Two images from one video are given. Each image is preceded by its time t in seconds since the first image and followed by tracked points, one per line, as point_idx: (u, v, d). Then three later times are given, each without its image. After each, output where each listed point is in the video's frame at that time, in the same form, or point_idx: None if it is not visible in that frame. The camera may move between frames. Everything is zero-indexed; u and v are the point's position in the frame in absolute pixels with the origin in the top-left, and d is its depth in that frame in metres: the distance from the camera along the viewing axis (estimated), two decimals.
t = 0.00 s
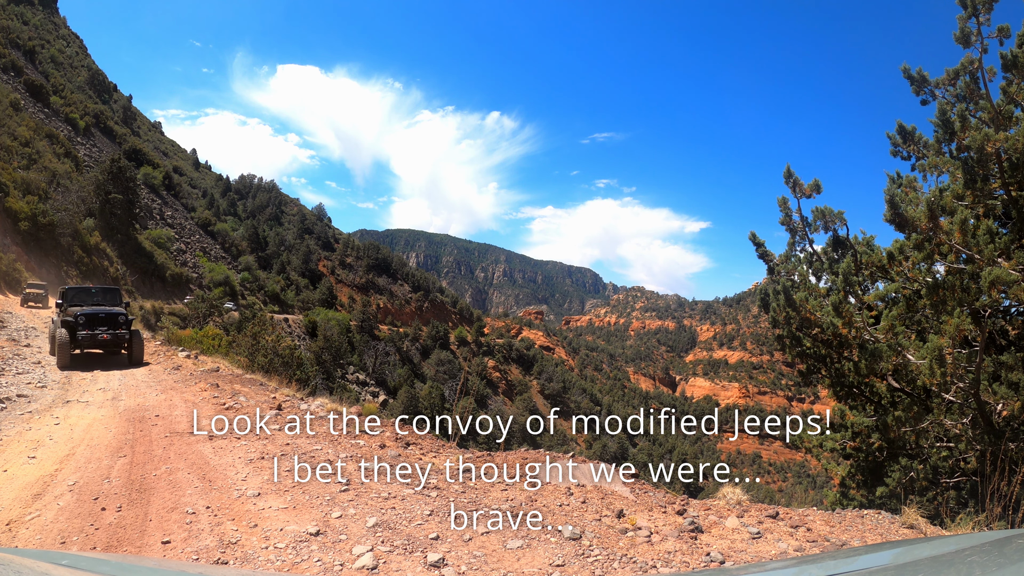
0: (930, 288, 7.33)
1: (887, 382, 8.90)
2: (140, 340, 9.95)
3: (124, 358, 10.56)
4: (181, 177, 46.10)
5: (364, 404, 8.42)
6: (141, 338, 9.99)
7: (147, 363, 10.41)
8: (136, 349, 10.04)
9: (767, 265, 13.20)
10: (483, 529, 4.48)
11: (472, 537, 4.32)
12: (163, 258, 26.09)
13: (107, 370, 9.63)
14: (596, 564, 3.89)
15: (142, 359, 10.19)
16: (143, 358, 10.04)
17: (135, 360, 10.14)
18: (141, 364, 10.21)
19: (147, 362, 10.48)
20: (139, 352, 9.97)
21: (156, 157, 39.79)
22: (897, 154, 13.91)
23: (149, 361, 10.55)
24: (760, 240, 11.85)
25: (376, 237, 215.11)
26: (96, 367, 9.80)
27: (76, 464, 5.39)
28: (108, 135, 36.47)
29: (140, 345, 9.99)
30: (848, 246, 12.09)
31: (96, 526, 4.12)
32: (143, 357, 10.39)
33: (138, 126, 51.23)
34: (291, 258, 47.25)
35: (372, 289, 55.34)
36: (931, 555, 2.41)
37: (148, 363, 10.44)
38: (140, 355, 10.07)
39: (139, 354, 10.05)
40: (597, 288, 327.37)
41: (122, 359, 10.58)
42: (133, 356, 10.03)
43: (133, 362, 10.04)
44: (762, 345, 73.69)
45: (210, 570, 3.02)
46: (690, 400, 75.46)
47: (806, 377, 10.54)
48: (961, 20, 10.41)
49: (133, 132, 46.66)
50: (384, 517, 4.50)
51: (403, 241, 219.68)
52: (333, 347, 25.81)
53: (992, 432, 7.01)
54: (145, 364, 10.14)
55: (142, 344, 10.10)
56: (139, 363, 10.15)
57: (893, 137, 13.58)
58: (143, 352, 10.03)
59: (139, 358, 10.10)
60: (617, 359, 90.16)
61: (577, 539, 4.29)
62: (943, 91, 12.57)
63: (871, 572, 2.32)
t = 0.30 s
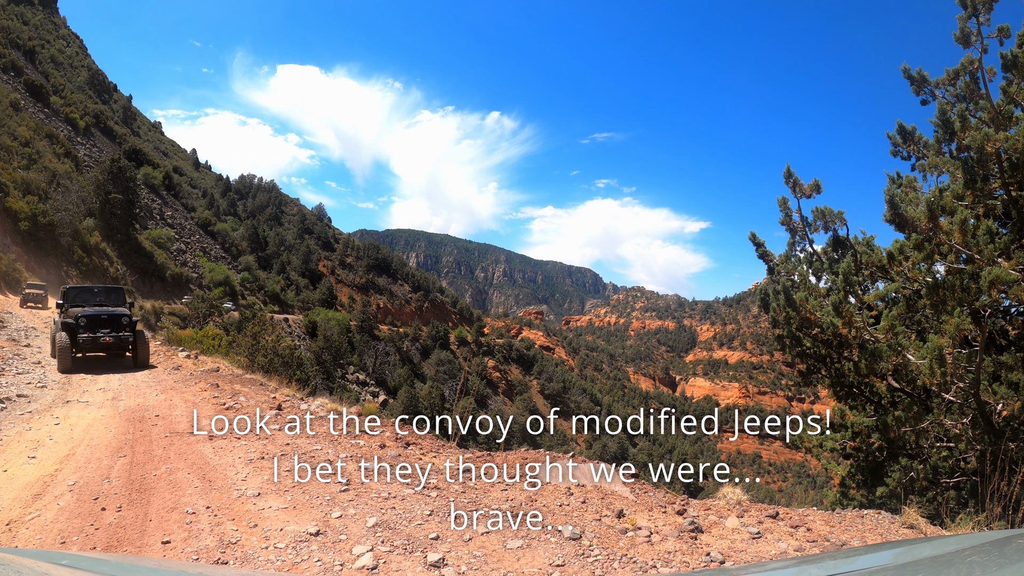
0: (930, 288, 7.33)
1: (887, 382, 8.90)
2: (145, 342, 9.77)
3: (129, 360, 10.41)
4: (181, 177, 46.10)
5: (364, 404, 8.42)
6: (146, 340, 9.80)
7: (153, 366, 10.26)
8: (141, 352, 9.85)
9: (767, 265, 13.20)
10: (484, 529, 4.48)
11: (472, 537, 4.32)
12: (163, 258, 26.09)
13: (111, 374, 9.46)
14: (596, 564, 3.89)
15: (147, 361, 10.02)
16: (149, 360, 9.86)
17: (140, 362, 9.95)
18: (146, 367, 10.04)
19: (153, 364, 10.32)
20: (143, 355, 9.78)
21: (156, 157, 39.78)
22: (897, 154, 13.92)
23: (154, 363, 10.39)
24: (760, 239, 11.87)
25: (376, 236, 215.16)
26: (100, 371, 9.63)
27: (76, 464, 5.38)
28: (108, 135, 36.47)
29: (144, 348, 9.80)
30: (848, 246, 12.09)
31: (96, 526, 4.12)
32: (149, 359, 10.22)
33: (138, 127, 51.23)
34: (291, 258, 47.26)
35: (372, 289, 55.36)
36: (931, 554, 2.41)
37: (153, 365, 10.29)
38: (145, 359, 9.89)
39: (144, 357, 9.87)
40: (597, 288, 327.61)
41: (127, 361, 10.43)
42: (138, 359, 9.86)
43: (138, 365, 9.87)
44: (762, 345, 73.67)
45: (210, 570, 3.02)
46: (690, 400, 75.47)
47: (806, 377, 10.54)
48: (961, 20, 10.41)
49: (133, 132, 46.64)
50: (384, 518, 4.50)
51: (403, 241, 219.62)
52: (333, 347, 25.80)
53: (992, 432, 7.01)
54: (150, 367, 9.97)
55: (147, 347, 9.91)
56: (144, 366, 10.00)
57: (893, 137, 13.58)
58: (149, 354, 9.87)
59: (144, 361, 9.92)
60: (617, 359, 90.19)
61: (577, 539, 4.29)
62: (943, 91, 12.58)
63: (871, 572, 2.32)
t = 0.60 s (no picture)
0: (931, 288, 7.33)
1: (887, 382, 8.91)
2: (150, 343, 9.56)
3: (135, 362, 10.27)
4: (181, 177, 46.12)
5: (364, 404, 8.42)
6: (151, 341, 9.60)
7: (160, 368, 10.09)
8: (146, 353, 9.67)
9: (767, 265, 13.21)
10: (484, 529, 4.48)
11: (472, 537, 4.32)
12: (163, 258, 26.10)
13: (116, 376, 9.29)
14: (596, 564, 3.89)
15: (153, 364, 9.81)
16: (155, 363, 9.67)
17: (145, 365, 9.71)
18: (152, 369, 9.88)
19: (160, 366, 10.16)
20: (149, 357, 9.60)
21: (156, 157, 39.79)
22: (897, 154, 13.93)
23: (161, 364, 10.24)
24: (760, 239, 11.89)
25: (376, 237, 215.13)
26: (104, 374, 9.47)
27: (76, 464, 5.39)
28: (108, 135, 36.48)
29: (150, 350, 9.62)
30: (848, 246, 12.10)
31: (95, 526, 4.12)
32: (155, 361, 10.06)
33: (138, 127, 51.24)
34: (291, 258, 47.29)
35: (372, 289, 55.37)
36: (931, 555, 2.41)
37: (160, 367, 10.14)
38: (151, 360, 9.71)
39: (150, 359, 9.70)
40: (597, 288, 328.01)
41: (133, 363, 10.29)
42: (144, 361, 9.69)
43: (144, 368, 9.70)
44: (762, 345, 73.60)
45: (210, 570, 3.02)
46: (690, 400, 75.50)
47: (806, 377, 10.55)
48: (961, 20, 10.41)
49: (133, 132, 46.65)
50: (384, 517, 4.50)
51: (403, 241, 219.73)
52: (333, 347, 25.81)
53: (992, 432, 7.01)
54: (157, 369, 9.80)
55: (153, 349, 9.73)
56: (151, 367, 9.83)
57: (893, 137, 13.60)
58: (155, 355, 9.66)
59: (150, 363, 9.69)
60: (617, 359, 90.21)
61: (577, 539, 4.29)
62: (943, 91, 12.58)
63: (871, 572, 2.32)
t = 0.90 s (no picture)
0: (931, 288, 7.33)
1: (887, 382, 8.90)
2: (153, 343, 9.34)
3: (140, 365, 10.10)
4: (181, 177, 46.11)
5: (364, 404, 8.43)
6: (155, 341, 9.41)
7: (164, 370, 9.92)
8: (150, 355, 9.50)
9: (767, 265, 13.21)
10: (483, 529, 4.48)
11: (472, 537, 4.32)
12: (163, 258, 26.10)
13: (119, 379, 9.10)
14: (596, 564, 3.89)
15: (157, 366, 9.56)
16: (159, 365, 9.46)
17: (150, 367, 9.49)
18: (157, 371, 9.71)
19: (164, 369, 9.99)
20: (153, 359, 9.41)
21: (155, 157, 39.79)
22: (897, 154, 13.93)
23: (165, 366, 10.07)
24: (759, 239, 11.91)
25: (376, 237, 215.16)
26: (108, 377, 9.27)
27: (76, 464, 5.39)
28: (108, 135, 36.47)
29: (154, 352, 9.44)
30: (848, 246, 12.11)
31: (96, 526, 4.12)
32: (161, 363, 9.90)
33: (138, 127, 51.24)
34: (291, 258, 47.31)
35: (372, 289, 55.34)
36: (931, 554, 2.41)
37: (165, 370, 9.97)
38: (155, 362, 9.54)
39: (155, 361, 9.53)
40: (597, 288, 328.06)
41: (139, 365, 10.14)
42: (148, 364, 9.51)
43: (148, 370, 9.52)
44: (762, 345, 73.50)
45: (210, 570, 3.02)
46: (690, 400, 75.51)
47: (806, 377, 10.54)
48: (961, 20, 10.41)
49: (133, 132, 46.64)
50: (384, 517, 4.50)
51: (403, 241, 219.74)
52: (333, 347, 25.80)
53: (993, 432, 7.01)
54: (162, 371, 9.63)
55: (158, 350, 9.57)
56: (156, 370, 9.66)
57: (893, 137, 13.60)
58: (159, 357, 9.43)
59: (154, 365, 9.46)
60: (617, 359, 90.17)
61: (577, 539, 4.29)
62: (943, 91, 12.58)
63: (871, 572, 2.32)
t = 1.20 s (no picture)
0: (931, 288, 7.32)
1: (887, 382, 8.91)
2: (156, 345, 9.22)
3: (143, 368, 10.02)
4: (180, 177, 46.10)
5: (364, 404, 8.43)
6: (158, 342, 9.29)
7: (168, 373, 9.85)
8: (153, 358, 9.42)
9: (767, 265, 13.23)
10: (484, 529, 4.48)
11: (472, 537, 4.32)
12: (163, 258, 26.11)
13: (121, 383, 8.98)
14: (596, 564, 3.89)
15: (162, 369, 9.46)
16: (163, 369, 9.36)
17: (153, 371, 9.38)
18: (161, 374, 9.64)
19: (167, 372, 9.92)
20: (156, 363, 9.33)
21: (155, 157, 39.79)
22: (897, 154, 13.92)
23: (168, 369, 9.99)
24: (759, 239, 11.91)
25: (377, 237, 215.17)
26: (109, 381, 9.15)
27: (76, 463, 5.39)
28: (108, 135, 36.48)
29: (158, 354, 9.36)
30: (848, 246, 12.11)
31: (96, 526, 4.12)
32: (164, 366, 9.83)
33: (138, 126, 51.24)
34: (291, 258, 47.32)
35: (372, 289, 55.34)
36: (931, 554, 2.41)
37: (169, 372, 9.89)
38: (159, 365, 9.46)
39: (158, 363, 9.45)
40: (597, 288, 328.38)
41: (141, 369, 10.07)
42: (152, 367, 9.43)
43: (151, 374, 9.43)
44: (762, 345, 73.44)
45: (210, 570, 3.02)
46: (690, 400, 75.51)
47: (806, 377, 10.54)
48: (961, 20, 10.41)
49: (133, 132, 46.64)
50: (384, 518, 4.50)
51: (403, 241, 219.84)
52: (333, 347, 25.79)
53: (992, 432, 7.01)
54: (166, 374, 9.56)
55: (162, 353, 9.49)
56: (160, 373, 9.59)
57: (892, 137, 13.62)
58: (163, 360, 9.33)
59: (158, 368, 9.35)
60: (617, 359, 90.30)
61: (577, 539, 4.29)
62: (943, 91, 12.58)
63: (871, 572, 2.32)
